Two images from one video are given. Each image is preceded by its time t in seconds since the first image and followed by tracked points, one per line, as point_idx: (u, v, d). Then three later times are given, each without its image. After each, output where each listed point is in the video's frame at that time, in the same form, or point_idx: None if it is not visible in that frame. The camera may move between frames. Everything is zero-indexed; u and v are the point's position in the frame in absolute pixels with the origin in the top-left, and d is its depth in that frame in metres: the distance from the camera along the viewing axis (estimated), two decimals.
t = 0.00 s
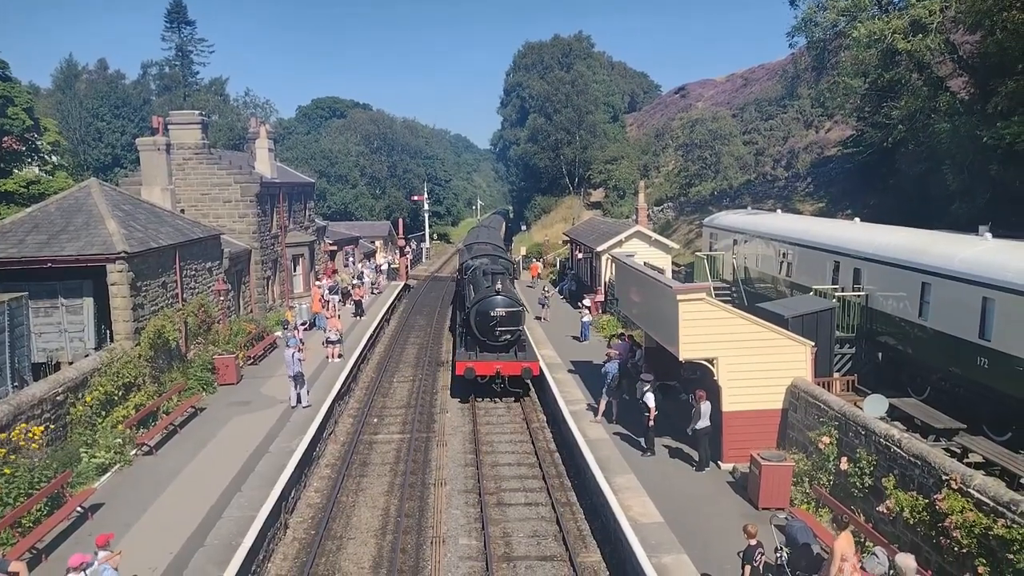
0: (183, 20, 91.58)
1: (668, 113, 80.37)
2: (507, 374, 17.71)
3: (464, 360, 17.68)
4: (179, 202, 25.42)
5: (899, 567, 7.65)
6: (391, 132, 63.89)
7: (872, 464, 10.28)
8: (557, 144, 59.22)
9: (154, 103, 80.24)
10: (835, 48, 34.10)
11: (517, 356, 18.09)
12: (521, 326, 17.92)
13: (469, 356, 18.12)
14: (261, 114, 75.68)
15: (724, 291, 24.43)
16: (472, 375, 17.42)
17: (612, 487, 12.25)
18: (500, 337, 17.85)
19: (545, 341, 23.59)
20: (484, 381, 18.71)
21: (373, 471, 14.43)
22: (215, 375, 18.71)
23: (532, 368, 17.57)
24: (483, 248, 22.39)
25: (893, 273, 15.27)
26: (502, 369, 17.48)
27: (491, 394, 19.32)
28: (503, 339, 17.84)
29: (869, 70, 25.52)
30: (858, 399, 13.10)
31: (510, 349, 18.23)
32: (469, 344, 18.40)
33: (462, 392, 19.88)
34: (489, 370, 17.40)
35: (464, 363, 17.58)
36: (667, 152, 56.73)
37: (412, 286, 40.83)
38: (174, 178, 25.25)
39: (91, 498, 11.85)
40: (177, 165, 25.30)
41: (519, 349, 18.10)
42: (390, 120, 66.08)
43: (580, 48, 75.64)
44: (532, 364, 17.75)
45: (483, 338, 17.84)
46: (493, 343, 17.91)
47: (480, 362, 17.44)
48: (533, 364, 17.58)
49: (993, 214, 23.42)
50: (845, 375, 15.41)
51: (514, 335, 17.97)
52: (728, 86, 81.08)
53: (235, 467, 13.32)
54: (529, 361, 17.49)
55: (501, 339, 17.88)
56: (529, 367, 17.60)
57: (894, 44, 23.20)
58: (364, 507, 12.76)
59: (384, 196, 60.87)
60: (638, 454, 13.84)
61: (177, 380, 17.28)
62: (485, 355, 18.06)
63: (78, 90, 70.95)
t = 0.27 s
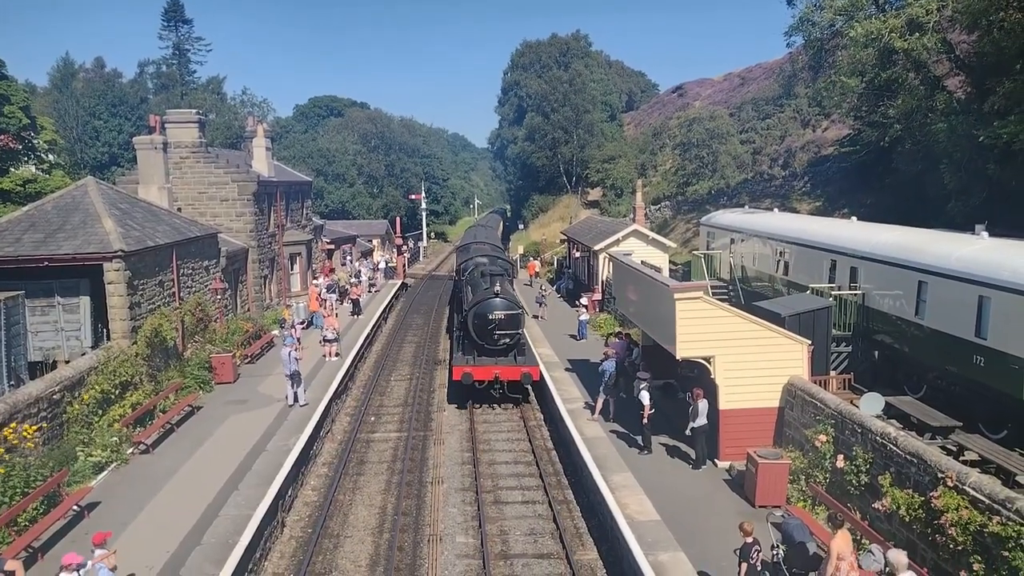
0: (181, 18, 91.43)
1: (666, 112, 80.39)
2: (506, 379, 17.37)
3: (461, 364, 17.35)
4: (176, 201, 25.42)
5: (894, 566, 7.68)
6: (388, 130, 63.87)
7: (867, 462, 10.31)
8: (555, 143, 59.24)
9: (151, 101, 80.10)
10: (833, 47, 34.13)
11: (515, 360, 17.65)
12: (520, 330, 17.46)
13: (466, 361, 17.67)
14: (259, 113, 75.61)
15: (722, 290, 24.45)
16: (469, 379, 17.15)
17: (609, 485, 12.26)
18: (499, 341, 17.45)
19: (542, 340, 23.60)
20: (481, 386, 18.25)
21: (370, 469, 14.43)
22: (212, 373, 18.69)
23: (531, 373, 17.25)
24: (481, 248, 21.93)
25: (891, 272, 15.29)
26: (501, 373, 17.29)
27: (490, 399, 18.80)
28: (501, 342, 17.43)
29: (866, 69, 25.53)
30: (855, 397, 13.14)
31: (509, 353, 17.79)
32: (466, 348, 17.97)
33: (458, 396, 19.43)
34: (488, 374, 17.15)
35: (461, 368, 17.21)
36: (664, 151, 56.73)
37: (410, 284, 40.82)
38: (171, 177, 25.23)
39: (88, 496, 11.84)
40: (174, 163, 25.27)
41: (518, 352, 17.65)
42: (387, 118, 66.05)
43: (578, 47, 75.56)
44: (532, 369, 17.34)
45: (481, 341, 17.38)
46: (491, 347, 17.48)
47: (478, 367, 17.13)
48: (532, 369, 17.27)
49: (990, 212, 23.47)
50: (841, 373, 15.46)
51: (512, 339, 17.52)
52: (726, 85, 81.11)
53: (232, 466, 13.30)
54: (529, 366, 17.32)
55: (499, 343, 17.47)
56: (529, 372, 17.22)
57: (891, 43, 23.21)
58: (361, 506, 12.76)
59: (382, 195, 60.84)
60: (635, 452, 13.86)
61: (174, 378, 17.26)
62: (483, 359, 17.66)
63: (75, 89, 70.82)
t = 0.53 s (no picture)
0: (175, 16, 91.13)
1: (661, 110, 80.46)
2: (504, 385, 16.69)
3: (457, 369, 16.65)
4: (171, 199, 25.35)
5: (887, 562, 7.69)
6: (384, 129, 63.81)
7: (863, 460, 10.35)
8: (551, 142, 59.25)
9: (146, 99, 79.84)
10: (828, 45, 34.19)
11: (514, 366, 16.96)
12: (519, 333, 16.76)
13: (462, 366, 16.95)
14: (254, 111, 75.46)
15: (717, 288, 24.49)
16: (466, 386, 16.48)
17: (606, 483, 12.28)
18: (496, 345, 16.72)
19: (539, 338, 23.60)
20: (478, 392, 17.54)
21: (366, 468, 14.43)
22: (208, 372, 18.66)
23: (530, 379, 16.60)
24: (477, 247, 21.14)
25: (885, 270, 15.34)
26: (499, 379, 16.60)
27: (488, 406, 18.07)
28: (499, 347, 16.71)
29: (861, 68, 25.57)
30: (850, 395, 13.18)
31: (507, 358, 17.10)
32: (462, 352, 17.26)
33: (455, 403, 18.72)
34: (485, 381, 16.45)
35: (458, 373, 16.54)
36: (660, 149, 56.80)
37: (406, 283, 40.78)
38: (166, 175, 25.17)
39: (83, 496, 11.80)
40: (169, 161, 25.19)
41: (517, 357, 16.97)
42: (383, 117, 65.99)
43: (574, 45, 75.51)
44: (531, 374, 16.68)
45: (478, 346, 16.67)
46: (488, 351, 16.77)
47: (475, 373, 16.44)
48: (531, 374, 16.62)
49: (985, 210, 23.54)
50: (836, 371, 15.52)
51: (511, 343, 16.82)
52: (722, 83, 81.19)
53: (228, 465, 13.27)
54: (528, 371, 16.58)
55: (497, 347, 16.76)
56: (528, 377, 16.56)
57: (886, 42, 23.25)
58: (357, 504, 12.76)
59: (377, 193, 60.76)
60: (631, 450, 13.88)
61: (170, 377, 17.22)
62: (480, 364, 16.96)
63: (70, 86, 70.56)
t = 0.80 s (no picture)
0: (173, 13, 90.92)
1: (660, 108, 80.40)
2: (506, 391, 16.29)
3: (458, 375, 16.27)
4: (169, 197, 25.31)
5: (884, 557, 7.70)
6: (382, 127, 63.74)
7: (862, 458, 10.36)
8: (550, 140, 59.19)
9: (144, 97, 79.66)
10: (827, 43, 34.18)
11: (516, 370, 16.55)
12: (521, 337, 16.37)
13: (463, 371, 16.57)
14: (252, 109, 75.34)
15: (716, 286, 24.49)
16: (467, 392, 16.09)
17: (605, 481, 12.30)
18: (497, 349, 16.31)
19: (538, 336, 23.60)
20: (479, 398, 17.11)
21: (365, 466, 14.42)
22: (207, 370, 18.66)
23: (533, 384, 16.19)
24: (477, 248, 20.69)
25: (884, 268, 15.36)
26: (500, 384, 16.20)
27: (489, 412, 17.53)
28: (501, 351, 16.31)
29: (860, 65, 25.56)
30: (849, 393, 13.19)
31: (508, 362, 16.70)
32: (463, 356, 16.88)
33: (455, 408, 18.11)
34: (485, 387, 16.07)
35: (458, 379, 16.12)
36: (659, 147, 56.79)
37: (405, 281, 40.74)
38: (164, 173, 25.14)
39: (82, 494, 11.80)
40: (167, 160, 25.15)
41: (519, 362, 16.57)
42: (382, 115, 65.94)
43: (573, 42, 75.44)
44: (533, 379, 16.28)
45: (479, 350, 16.27)
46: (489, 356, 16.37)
47: (475, 379, 16.06)
48: (534, 380, 16.21)
49: (984, 208, 23.54)
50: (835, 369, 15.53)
51: (513, 347, 16.43)
52: (721, 81, 81.11)
53: (227, 463, 13.26)
54: (530, 377, 16.15)
55: (498, 352, 16.35)
56: (531, 383, 16.16)
57: (885, 40, 23.23)
58: (356, 502, 12.76)
59: (376, 191, 60.69)
60: (630, 447, 13.90)
61: (169, 375, 17.21)
62: (481, 369, 16.59)
63: (68, 84, 70.41)
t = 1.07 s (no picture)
0: (172, 12, 90.78)
1: (659, 106, 80.37)
2: (506, 398, 15.67)
3: (457, 382, 15.69)
4: (168, 195, 25.28)
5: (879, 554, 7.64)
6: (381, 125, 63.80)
7: (860, 456, 10.38)
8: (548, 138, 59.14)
9: (142, 96, 79.52)
10: (825, 42, 34.18)
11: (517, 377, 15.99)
12: (522, 342, 15.88)
13: (462, 377, 16.02)
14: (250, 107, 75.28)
15: (715, 284, 24.49)
16: (466, 399, 15.53)
17: (603, 479, 12.30)
18: (498, 354, 15.82)
19: (536, 334, 23.60)
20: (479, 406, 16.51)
21: (364, 464, 14.43)
22: (206, 369, 18.67)
23: (535, 391, 15.61)
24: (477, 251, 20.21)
25: (882, 265, 15.38)
26: (501, 392, 15.58)
27: (489, 420, 16.89)
28: (501, 356, 15.82)
29: (859, 64, 25.57)
30: (847, 391, 13.20)
31: (509, 368, 16.18)
32: (462, 362, 16.34)
33: (455, 416, 17.49)
34: (485, 394, 15.47)
35: (457, 386, 15.56)
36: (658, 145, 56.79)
37: (403, 280, 40.72)
38: (162, 171, 25.14)
39: (81, 493, 11.80)
40: (165, 158, 25.13)
41: (520, 367, 16.05)
42: (380, 113, 65.93)
43: (571, 40, 75.45)
44: (535, 386, 15.74)
45: (479, 355, 15.78)
46: (489, 361, 15.88)
47: (475, 385, 15.49)
48: (536, 387, 15.66)
49: (982, 206, 23.55)
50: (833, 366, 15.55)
51: (514, 351, 15.94)
52: (719, 79, 81.11)
53: (226, 462, 13.25)
54: (532, 383, 15.57)
55: (499, 356, 15.85)
56: (532, 390, 15.60)
57: (884, 38, 23.22)
58: (355, 500, 12.76)
59: (375, 189, 60.63)
60: (628, 445, 13.91)
61: (167, 374, 17.22)
62: (481, 375, 16.05)
63: (66, 83, 70.35)
